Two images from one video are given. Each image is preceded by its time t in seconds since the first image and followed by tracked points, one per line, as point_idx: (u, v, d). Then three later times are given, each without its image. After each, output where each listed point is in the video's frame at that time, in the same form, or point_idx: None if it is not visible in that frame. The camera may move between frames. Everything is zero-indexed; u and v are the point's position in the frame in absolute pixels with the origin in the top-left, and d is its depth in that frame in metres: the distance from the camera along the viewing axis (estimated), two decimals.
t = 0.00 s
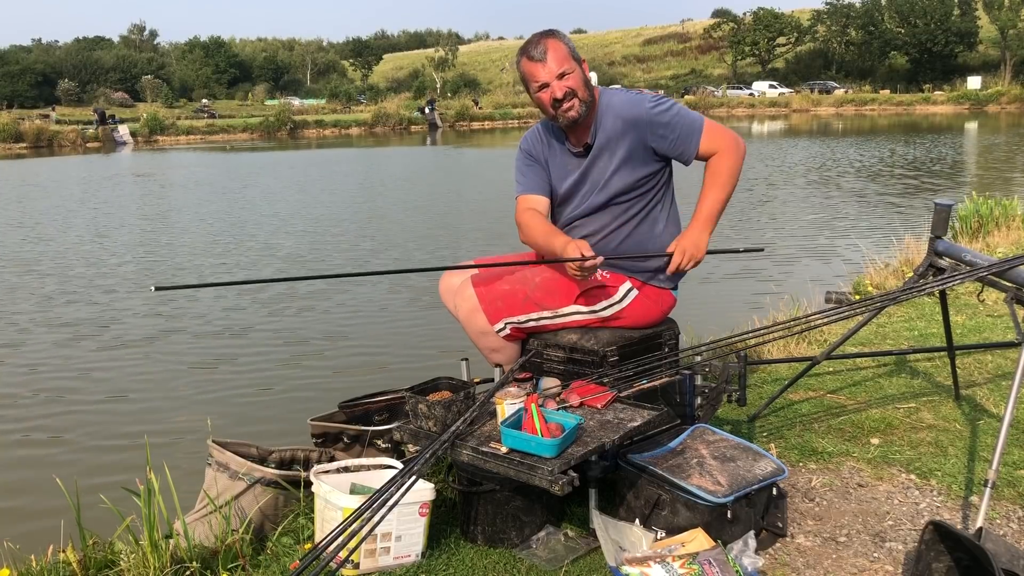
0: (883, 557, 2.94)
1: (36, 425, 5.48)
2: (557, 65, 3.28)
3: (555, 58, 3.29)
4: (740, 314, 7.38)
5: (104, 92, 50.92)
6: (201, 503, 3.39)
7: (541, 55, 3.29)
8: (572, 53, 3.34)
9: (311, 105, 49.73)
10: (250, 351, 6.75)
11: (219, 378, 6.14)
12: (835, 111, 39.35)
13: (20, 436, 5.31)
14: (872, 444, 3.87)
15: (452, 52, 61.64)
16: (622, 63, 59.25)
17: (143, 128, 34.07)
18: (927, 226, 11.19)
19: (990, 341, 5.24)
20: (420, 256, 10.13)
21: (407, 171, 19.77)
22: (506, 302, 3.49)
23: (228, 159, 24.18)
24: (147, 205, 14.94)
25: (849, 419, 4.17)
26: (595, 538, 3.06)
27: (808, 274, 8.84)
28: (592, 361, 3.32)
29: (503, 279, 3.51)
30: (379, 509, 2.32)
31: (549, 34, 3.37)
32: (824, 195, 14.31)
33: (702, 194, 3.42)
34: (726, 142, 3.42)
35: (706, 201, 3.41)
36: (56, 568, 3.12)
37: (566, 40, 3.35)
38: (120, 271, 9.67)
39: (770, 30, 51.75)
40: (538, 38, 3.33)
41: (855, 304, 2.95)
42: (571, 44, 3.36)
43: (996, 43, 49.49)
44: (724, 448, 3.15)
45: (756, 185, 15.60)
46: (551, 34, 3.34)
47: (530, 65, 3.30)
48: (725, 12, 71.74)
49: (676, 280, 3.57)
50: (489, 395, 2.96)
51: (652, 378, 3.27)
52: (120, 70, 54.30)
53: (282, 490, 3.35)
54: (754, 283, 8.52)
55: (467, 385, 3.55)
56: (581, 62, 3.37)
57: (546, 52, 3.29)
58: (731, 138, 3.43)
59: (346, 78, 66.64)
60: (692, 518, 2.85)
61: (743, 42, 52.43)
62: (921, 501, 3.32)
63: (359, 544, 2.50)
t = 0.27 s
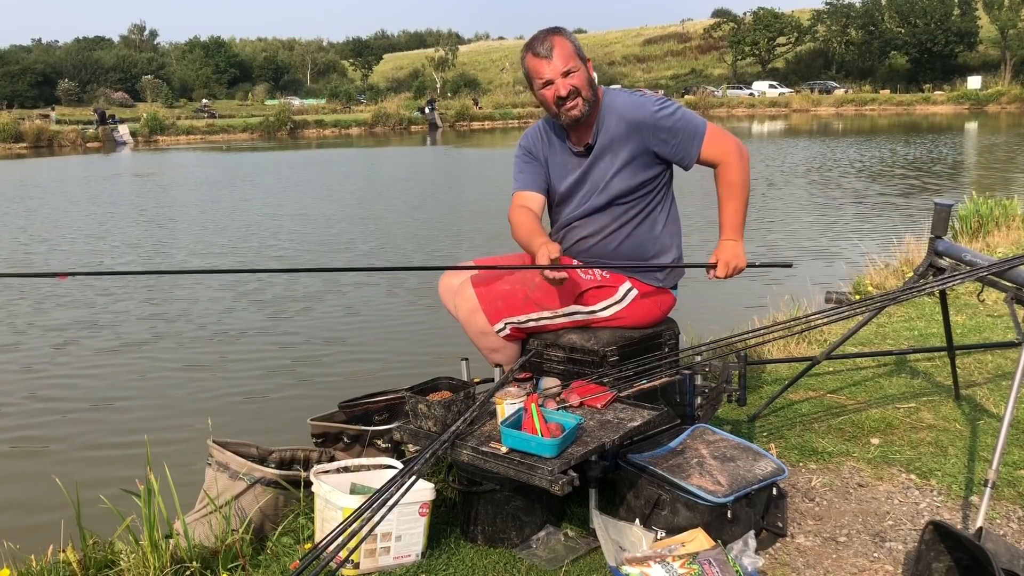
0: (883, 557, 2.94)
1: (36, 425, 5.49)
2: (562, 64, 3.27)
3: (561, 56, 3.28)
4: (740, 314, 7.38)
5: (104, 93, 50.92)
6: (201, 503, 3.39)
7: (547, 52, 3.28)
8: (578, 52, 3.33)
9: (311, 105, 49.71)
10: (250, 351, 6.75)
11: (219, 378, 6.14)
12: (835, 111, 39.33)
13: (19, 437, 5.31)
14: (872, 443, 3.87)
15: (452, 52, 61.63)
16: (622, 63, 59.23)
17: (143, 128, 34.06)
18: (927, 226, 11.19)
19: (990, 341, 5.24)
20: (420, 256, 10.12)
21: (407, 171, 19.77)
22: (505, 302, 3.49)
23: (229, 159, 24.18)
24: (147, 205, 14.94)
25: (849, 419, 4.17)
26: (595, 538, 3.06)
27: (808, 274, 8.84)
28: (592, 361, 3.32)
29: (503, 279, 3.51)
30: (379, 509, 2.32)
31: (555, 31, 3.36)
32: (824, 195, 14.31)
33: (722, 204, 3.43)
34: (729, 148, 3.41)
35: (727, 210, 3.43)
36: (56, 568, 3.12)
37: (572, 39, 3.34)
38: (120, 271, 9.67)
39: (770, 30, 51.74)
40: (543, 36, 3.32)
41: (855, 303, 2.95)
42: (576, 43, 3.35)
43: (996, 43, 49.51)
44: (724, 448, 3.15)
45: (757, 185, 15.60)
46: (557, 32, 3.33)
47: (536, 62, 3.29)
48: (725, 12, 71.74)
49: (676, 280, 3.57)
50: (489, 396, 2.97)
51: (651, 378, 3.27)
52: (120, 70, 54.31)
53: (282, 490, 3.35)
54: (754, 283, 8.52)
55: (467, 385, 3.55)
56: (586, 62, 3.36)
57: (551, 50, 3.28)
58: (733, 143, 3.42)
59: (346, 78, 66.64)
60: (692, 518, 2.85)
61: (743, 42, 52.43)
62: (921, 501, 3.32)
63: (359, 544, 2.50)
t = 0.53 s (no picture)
0: (883, 558, 2.93)
1: (36, 426, 5.49)
2: (569, 61, 3.26)
3: (568, 53, 3.26)
4: (740, 314, 7.38)
5: (104, 92, 50.91)
6: (201, 503, 3.39)
7: (555, 47, 3.27)
8: (586, 50, 3.32)
9: (311, 105, 49.71)
10: (250, 351, 6.75)
11: (219, 379, 6.14)
12: (835, 111, 39.34)
13: (20, 437, 5.31)
14: (872, 443, 3.87)
15: (452, 52, 61.63)
16: (622, 63, 59.22)
17: (143, 128, 34.05)
18: (927, 226, 11.19)
19: (990, 341, 5.25)
20: (421, 257, 10.12)
21: (408, 171, 19.78)
22: (506, 302, 3.50)
23: (229, 159, 24.18)
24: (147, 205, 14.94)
25: (849, 419, 4.18)
26: (595, 538, 3.06)
27: (808, 274, 8.84)
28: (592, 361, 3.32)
29: (503, 279, 3.51)
30: (379, 509, 2.32)
31: (565, 28, 3.35)
32: (824, 195, 14.31)
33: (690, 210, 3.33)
34: (722, 164, 3.39)
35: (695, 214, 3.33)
36: (56, 568, 3.12)
37: (581, 36, 3.32)
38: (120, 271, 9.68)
39: (770, 30, 51.74)
40: (552, 31, 3.31)
41: (855, 304, 2.95)
42: (585, 41, 3.34)
43: (996, 43, 49.52)
44: (724, 448, 3.15)
45: (757, 185, 15.60)
46: (566, 29, 3.32)
47: (543, 57, 3.28)
48: (725, 12, 71.75)
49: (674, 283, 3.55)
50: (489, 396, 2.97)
51: (651, 378, 3.27)
52: (120, 70, 54.33)
53: (282, 490, 3.35)
54: (754, 283, 8.52)
55: (467, 385, 3.55)
56: (593, 61, 3.35)
57: (559, 45, 3.27)
58: (728, 159, 3.41)
59: (346, 78, 66.65)
60: (691, 518, 2.85)
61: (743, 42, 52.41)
62: (921, 501, 3.32)
63: (360, 544, 2.51)
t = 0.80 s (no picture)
0: (883, 557, 2.94)
1: (36, 427, 5.49)
2: (574, 61, 3.25)
3: (572, 53, 3.26)
4: (740, 314, 7.38)
5: (104, 93, 50.89)
6: (201, 503, 3.39)
7: (560, 47, 3.26)
8: (590, 50, 3.32)
9: (310, 105, 49.70)
10: (250, 352, 6.75)
11: (219, 380, 6.14)
12: (835, 111, 39.33)
13: (19, 438, 5.31)
14: (872, 444, 3.87)
15: (452, 52, 61.63)
16: (622, 63, 59.22)
17: (143, 128, 34.05)
18: (927, 226, 11.19)
19: (990, 341, 5.25)
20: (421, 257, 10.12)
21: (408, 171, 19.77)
22: (506, 303, 3.49)
23: (229, 159, 24.18)
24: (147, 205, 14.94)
25: (849, 419, 4.18)
26: (595, 538, 3.06)
27: (807, 275, 8.84)
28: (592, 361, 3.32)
29: (503, 280, 3.51)
30: (379, 509, 2.32)
31: (569, 28, 3.34)
32: (824, 195, 14.31)
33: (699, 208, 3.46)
34: (729, 160, 3.47)
35: (702, 215, 3.45)
36: (56, 568, 3.12)
37: (585, 36, 3.32)
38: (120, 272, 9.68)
39: (770, 30, 51.74)
40: (556, 30, 3.30)
41: (855, 304, 2.95)
42: (590, 41, 3.33)
43: (996, 43, 49.50)
44: (724, 448, 3.16)
45: (757, 185, 15.60)
46: (570, 28, 3.31)
47: (547, 56, 3.27)
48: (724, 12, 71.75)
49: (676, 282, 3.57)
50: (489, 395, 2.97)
51: (651, 378, 3.27)
52: (120, 70, 54.34)
53: (282, 490, 3.35)
54: (754, 283, 8.52)
55: (467, 385, 3.56)
56: (598, 60, 3.35)
57: (564, 45, 3.26)
58: (735, 154, 3.48)
59: (346, 78, 66.65)
60: (691, 518, 2.85)
61: (743, 42, 52.41)
62: (921, 501, 3.32)
63: (359, 544, 2.51)
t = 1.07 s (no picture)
0: (883, 558, 2.94)
1: (36, 426, 5.49)
2: (578, 60, 3.24)
3: (576, 52, 3.25)
4: (739, 315, 7.38)
5: (104, 93, 50.87)
6: (201, 503, 3.39)
7: (564, 46, 3.25)
8: (594, 49, 3.31)
9: (310, 105, 49.68)
10: (250, 351, 6.75)
11: (219, 379, 6.14)
12: (835, 111, 39.33)
13: (19, 437, 5.31)
14: (872, 444, 3.87)
15: (452, 52, 61.63)
16: (622, 62, 59.21)
17: (143, 128, 34.04)
18: (927, 226, 11.18)
19: (990, 341, 5.24)
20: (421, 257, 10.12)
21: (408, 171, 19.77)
22: (506, 303, 3.49)
23: (229, 159, 24.18)
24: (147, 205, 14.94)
25: (850, 419, 4.17)
26: (595, 538, 3.06)
27: (807, 275, 8.84)
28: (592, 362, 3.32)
29: (503, 281, 3.51)
30: (379, 509, 2.32)
31: (573, 26, 3.33)
32: (824, 195, 14.31)
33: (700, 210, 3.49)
34: (733, 163, 3.48)
35: (704, 216, 3.49)
36: (56, 568, 3.12)
37: (589, 35, 3.31)
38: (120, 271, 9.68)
39: (770, 30, 51.74)
40: (561, 29, 3.29)
41: (855, 304, 2.95)
42: (594, 39, 3.32)
43: (996, 43, 49.49)
44: (724, 448, 3.15)
45: (757, 185, 15.60)
46: (575, 27, 3.30)
47: (551, 55, 3.26)
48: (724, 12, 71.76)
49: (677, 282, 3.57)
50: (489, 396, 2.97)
51: (651, 378, 3.27)
52: (120, 70, 54.32)
53: (282, 490, 3.35)
54: (754, 283, 8.52)
55: (467, 385, 3.55)
56: (602, 60, 3.34)
57: (568, 44, 3.25)
58: (738, 157, 3.49)
59: (346, 78, 66.63)
60: (692, 518, 2.85)
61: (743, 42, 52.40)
62: (921, 501, 3.32)
63: (359, 544, 2.51)
